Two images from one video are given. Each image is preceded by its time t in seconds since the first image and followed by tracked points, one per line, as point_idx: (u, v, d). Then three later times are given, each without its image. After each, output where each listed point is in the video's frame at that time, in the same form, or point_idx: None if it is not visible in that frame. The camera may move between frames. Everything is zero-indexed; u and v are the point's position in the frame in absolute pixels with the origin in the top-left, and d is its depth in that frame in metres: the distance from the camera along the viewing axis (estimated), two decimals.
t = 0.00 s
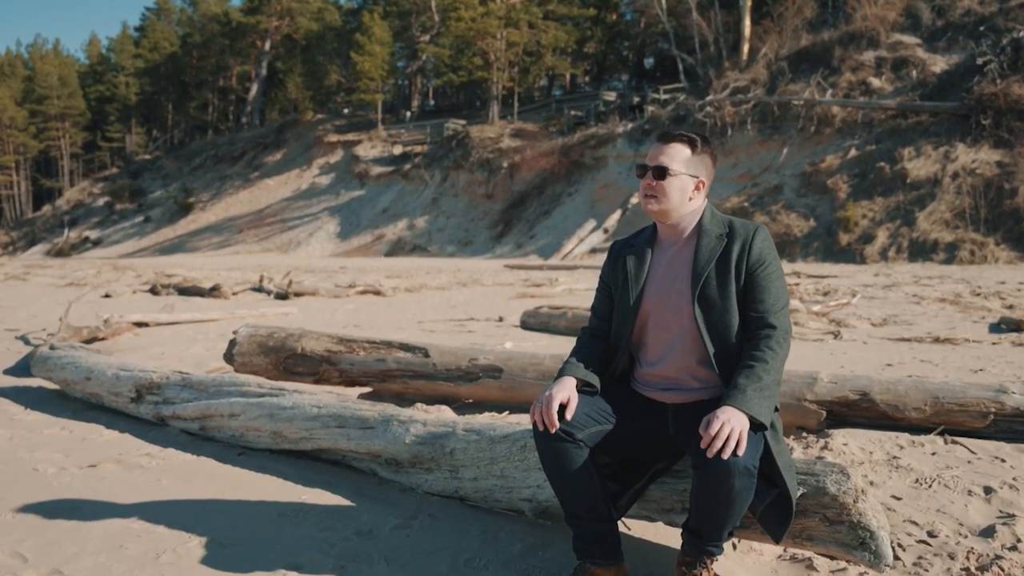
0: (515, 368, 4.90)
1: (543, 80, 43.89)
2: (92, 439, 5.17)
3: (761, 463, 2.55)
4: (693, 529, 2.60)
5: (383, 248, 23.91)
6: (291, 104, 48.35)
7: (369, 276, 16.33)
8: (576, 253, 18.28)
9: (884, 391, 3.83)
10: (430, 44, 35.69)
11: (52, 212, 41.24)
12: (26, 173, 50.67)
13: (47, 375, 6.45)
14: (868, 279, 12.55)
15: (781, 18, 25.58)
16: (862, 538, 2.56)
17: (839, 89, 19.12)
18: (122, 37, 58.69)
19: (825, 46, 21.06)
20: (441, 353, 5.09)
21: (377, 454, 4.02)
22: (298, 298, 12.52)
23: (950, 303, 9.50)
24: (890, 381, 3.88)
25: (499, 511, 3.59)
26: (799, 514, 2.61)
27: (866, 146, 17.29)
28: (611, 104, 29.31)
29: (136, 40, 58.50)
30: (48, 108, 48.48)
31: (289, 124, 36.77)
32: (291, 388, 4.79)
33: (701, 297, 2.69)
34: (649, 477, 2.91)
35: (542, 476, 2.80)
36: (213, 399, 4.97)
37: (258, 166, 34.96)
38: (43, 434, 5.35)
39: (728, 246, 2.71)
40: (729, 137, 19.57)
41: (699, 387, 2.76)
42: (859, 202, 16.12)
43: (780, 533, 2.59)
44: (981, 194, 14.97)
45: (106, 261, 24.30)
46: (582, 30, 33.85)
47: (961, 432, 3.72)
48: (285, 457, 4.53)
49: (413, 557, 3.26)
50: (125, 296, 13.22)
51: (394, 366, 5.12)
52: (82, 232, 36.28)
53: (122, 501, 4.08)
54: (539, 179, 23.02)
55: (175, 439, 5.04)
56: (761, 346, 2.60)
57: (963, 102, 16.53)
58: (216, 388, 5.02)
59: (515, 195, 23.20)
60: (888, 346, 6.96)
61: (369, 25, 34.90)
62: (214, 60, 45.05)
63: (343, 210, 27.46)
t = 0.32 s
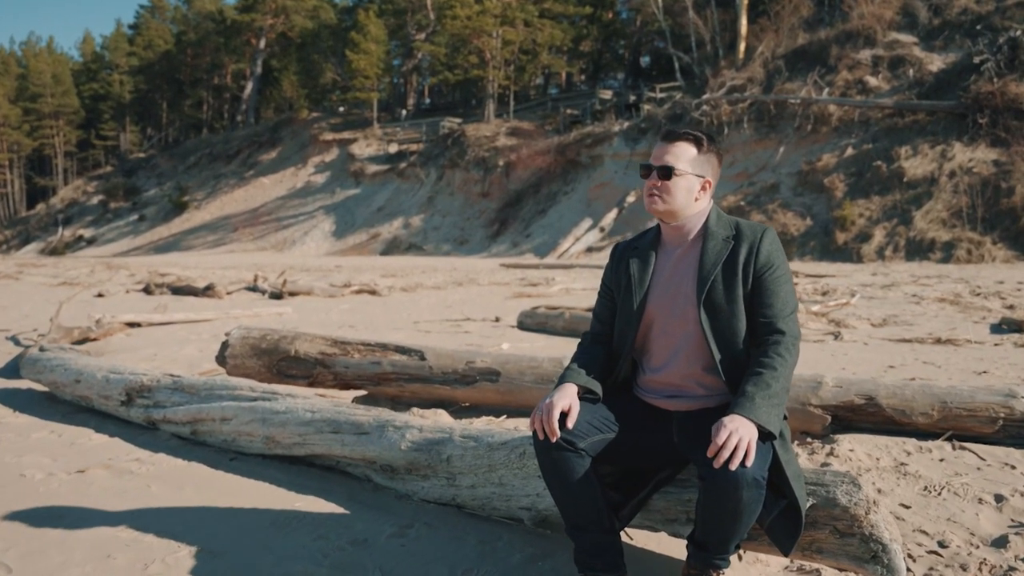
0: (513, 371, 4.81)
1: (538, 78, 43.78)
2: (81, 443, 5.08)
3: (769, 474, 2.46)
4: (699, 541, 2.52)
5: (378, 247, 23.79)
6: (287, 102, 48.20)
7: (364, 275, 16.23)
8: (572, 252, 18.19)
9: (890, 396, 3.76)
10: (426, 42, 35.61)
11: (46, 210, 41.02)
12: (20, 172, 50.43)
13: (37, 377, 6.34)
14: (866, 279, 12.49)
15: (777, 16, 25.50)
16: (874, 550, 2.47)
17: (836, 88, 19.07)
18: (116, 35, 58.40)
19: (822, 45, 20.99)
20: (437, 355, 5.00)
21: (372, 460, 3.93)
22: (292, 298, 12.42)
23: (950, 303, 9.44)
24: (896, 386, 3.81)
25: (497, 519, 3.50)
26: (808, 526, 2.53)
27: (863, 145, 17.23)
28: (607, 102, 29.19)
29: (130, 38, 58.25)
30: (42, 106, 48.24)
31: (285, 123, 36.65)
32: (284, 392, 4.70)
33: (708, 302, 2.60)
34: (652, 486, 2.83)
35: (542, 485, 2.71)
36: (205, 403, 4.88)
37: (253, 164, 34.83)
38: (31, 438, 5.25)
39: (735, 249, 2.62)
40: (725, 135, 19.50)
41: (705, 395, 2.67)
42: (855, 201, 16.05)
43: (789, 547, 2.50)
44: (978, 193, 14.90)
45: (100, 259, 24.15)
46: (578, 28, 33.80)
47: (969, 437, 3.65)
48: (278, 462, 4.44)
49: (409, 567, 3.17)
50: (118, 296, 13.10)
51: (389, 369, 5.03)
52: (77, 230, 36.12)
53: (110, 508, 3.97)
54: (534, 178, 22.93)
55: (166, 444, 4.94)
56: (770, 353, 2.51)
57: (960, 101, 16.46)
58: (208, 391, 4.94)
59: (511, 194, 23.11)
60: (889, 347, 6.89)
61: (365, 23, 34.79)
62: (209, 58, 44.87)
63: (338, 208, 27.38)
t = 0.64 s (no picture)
0: (508, 376, 4.73)
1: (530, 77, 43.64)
2: (66, 448, 4.97)
3: (776, 485, 2.39)
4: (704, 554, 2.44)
5: (369, 246, 23.65)
6: (277, 101, 47.94)
7: (355, 274, 16.11)
8: (563, 252, 18.09)
9: (893, 401, 3.70)
10: (417, 41, 35.48)
11: (34, 209, 40.67)
12: (8, 171, 50.05)
13: (22, 381, 6.22)
14: (858, 279, 12.46)
15: (768, 16, 25.46)
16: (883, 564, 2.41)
17: (827, 87, 19.05)
18: (105, 33, 58.00)
19: (813, 44, 20.96)
20: (430, 359, 4.91)
21: (365, 468, 3.85)
22: (282, 298, 12.30)
23: (944, 303, 9.39)
24: (898, 391, 3.75)
25: (493, 529, 3.42)
26: (815, 538, 2.47)
27: (854, 145, 17.21)
28: (598, 101, 29.07)
29: (119, 36, 57.89)
30: (30, 105, 47.85)
31: (275, 122, 36.44)
32: (275, 397, 4.61)
33: (713, 307, 2.53)
34: (654, 496, 2.75)
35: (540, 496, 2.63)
36: (193, 408, 4.79)
37: (243, 164, 34.62)
38: (15, 444, 5.13)
39: (741, 254, 2.55)
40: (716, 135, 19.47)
41: (709, 403, 2.60)
42: (846, 201, 16.02)
43: (795, 561, 2.44)
44: (969, 192, 14.88)
45: (88, 258, 23.96)
46: (569, 28, 33.69)
47: (973, 443, 3.57)
48: (268, 469, 4.35)
49: None
50: (106, 296, 12.94)
51: (382, 373, 4.94)
52: (65, 230, 35.82)
53: (96, 517, 3.87)
54: (526, 177, 22.85)
55: (153, 450, 4.84)
56: (776, 360, 2.45)
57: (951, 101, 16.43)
58: (197, 396, 4.84)
59: (502, 194, 23.01)
60: (886, 348, 6.81)
61: (356, 22, 34.61)
62: (199, 56, 44.60)
63: (329, 208, 27.25)
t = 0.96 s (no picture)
0: (500, 381, 4.64)
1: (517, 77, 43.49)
2: (47, 455, 4.85)
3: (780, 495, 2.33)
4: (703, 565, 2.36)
5: (356, 246, 23.50)
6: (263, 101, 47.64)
7: (342, 275, 16.00)
8: (550, 252, 18.02)
9: (891, 406, 3.64)
10: (404, 41, 35.36)
11: (17, 209, 40.24)
12: None
13: (3, 385, 6.08)
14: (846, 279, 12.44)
15: (755, 16, 25.46)
16: None
17: (814, 87, 19.07)
18: (90, 31, 57.56)
19: (801, 45, 20.98)
20: (420, 363, 4.83)
21: (353, 475, 3.76)
22: (268, 299, 12.17)
23: (934, 304, 9.36)
24: (897, 396, 3.69)
25: (486, 539, 3.34)
26: (819, 550, 2.40)
27: (841, 145, 17.23)
28: (585, 101, 29.00)
29: (104, 35, 57.41)
30: (14, 104, 47.37)
31: (261, 121, 36.20)
32: (261, 403, 4.52)
33: (713, 312, 2.47)
34: (652, 506, 2.68)
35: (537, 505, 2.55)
36: (177, 414, 4.68)
37: (229, 163, 34.40)
38: None
39: (741, 257, 2.49)
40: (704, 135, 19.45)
41: (709, 410, 2.53)
42: (833, 201, 16.04)
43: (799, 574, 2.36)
44: (955, 193, 14.90)
45: (72, 259, 23.71)
46: (556, 28, 33.64)
47: (973, 448, 3.52)
48: (254, 476, 4.26)
49: None
50: (90, 297, 12.78)
51: (371, 377, 4.84)
52: (49, 230, 35.46)
53: (77, 527, 3.75)
54: (513, 178, 22.77)
55: (136, 456, 4.73)
56: (779, 367, 2.38)
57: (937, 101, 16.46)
58: (181, 402, 4.73)
59: (489, 194, 22.92)
60: (877, 350, 6.77)
61: (343, 21, 34.45)
62: (185, 56, 44.26)
63: (315, 208, 27.10)
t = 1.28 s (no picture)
0: (489, 385, 4.56)
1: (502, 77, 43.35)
2: (23, 463, 4.72)
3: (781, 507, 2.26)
4: None
5: (340, 246, 23.34)
6: (247, 100, 47.31)
7: (327, 275, 15.87)
8: (536, 252, 17.96)
9: (887, 411, 3.58)
10: (389, 41, 35.20)
11: None
12: None
13: None
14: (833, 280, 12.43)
15: (740, 17, 25.48)
16: None
17: (799, 88, 19.09)
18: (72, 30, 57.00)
19: (785, 46, 20.99)
20: (407, 366, 4.73)
21: (339, 483, 3.67)
22: (252, 300, 12.02)
23: (921, 305, 9.34)
24: (894, 400, 3.62)
25: (475, 549, 3.26)
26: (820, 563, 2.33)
27: (825, 146, 17.25)
28: (570, 101, 28.91)
29: (87, 34, 56.89)
30: None
31: (245, 121, 35.91)
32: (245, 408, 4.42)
33: (712, 317, 2.40)
34: (648, 517, 2.60)
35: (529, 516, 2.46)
36: (157, 420, 4.56)
37: (213, 163, 34.14)
38: None
39: (741, 259, 2.43)
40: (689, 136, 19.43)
41: (707, 418, 2.46)
42: (818, 201, 16.06)
43: None
44: (939, 193, 14.92)
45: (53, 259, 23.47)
46: (542, 28, 33.55)
47: (970, 453, 3.46)
48: (237, 485, 4.15)
49: None
50: (71, 299, 12.60)
51: (357, 382, 4.75)
52: (30, 230, 35.06)
53: (54, 538, 3.63)
54: (498, 178, 22.69)
55: (115, 463, 4.61)
56: (780, 373, 2.31)
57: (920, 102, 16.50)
58: (161, 407, 4.62)
59: (474, 194, 22.82)
60: (867, 352, 6.74)
61: (327, 21, 34.25)
62: (168, 55, 43.84)
63: (300, 208, 26.94)
